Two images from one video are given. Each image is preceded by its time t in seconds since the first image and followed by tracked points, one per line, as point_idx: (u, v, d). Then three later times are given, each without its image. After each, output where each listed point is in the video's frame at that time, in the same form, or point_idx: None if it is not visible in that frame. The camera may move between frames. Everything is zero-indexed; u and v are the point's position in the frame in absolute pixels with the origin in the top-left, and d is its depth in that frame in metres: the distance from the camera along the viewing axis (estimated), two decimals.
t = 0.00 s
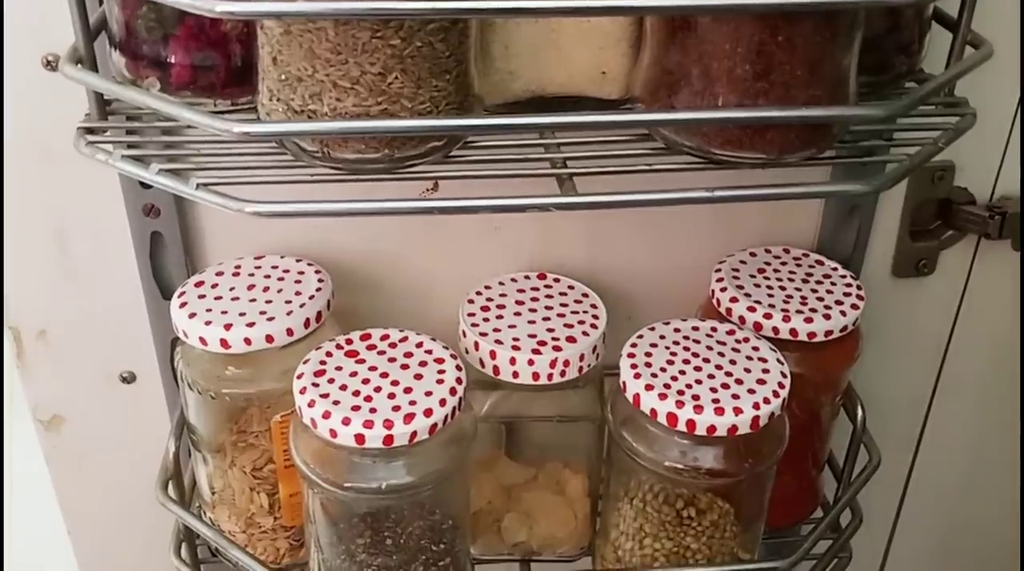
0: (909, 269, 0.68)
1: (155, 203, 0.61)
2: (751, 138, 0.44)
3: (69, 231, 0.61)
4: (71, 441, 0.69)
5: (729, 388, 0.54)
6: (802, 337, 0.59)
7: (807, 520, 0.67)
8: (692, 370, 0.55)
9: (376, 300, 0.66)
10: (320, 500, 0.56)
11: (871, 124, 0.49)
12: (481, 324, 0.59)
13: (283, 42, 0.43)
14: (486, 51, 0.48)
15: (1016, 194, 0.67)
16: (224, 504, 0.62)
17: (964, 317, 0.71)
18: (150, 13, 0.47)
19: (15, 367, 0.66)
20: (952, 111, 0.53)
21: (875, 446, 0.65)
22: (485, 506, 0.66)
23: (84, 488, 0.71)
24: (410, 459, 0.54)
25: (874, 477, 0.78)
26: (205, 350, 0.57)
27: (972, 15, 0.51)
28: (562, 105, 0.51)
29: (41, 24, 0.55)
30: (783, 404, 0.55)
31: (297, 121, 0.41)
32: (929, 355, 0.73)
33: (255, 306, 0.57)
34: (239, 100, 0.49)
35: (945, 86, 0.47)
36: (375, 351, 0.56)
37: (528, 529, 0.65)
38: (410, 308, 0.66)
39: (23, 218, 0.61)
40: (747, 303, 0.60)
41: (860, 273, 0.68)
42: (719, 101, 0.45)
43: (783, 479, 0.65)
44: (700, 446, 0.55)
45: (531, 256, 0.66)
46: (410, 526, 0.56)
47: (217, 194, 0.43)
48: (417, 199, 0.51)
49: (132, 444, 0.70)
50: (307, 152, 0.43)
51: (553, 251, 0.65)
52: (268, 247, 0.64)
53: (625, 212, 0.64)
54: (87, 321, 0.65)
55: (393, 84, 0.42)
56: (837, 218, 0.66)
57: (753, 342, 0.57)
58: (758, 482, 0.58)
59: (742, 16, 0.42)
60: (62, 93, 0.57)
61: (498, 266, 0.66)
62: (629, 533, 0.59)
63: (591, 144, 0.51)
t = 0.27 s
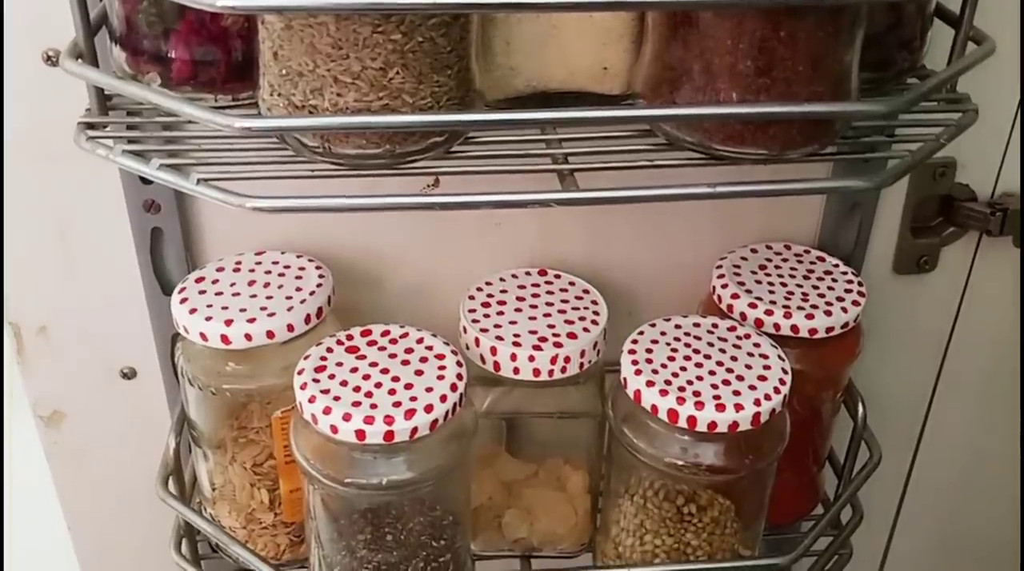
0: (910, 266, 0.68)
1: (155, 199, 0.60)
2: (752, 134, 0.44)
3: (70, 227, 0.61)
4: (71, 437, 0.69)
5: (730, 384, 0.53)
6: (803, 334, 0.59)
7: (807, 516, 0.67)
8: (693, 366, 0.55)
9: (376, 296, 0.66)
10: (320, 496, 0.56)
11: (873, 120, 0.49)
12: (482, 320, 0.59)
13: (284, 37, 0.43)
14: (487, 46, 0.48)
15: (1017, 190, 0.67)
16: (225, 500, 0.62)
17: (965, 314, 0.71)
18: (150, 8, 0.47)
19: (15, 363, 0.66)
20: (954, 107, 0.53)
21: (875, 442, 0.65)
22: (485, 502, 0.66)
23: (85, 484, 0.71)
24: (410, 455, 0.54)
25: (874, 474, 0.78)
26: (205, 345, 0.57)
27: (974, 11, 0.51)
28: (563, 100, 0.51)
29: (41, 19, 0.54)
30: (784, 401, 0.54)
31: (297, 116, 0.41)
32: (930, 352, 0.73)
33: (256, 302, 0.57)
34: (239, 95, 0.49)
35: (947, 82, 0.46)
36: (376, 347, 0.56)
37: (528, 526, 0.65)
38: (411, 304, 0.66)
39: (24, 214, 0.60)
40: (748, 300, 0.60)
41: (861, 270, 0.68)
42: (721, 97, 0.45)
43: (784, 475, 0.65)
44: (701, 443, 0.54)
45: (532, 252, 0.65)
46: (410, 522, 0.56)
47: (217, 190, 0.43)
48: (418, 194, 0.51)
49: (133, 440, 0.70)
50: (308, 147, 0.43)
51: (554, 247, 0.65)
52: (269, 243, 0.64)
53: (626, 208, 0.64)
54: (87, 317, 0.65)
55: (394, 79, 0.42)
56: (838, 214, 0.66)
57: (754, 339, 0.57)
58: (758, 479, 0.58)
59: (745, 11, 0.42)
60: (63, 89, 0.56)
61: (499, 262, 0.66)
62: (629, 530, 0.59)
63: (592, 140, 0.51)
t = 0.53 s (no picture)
0: (911, 264, 0.68)
1: (155, 196, 0.60)
2: (753, 131, 0.44)
3: (70, 224, 0.61)
4: (72, 434, 0.69)
5: (730, 381, 0.53)
6: (803, 331, 0.59)
7: (807, 514, 0.67)
8: (693, 363, 0.55)
9: (377, 293, 0.66)
10: (320, 493, 0.56)
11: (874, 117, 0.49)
12: (482, 317, 0.59)
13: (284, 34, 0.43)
14: (488, 43, 0.48)
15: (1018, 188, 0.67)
16: (225, 497, 0.62)
17: (965, 312, 0.71)
18: (150, 5, 0.47)
19: (15, 360, 0.66)
20: (956, 104, 0.53)
21: (875, 440, 0.65)
22: (485, 499, 0.66)
23: (85, 481, 0.71)
24: (410, 452, 0.54)
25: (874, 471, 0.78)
26: (205, 342, 0.57)
27: (975, 8, 0.51)
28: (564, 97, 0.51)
29: (41, 15, 0.54)
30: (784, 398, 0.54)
31: (298, 113, 0.41)
32: (930, 349, 0.73)
33: (256, 299, 0.57)
34: (240, 92, 0.49)
35: (948, 79, 0.46)
36: (376, 344, 0.56)
37: (528, 523, 0.65)
38: (411, 301, 0.66)
39: (24, 211, 0.60)
40: (749, 297, 0.60)
41: (861, 267, 0.68)
42: (722, 94, 0.45)
43: (784, 473, 0.65)
44: (701, 440, 0.54)
45: (533, 249, 0.65)
46: (410, 520, 0.56)
47: (217, 186, 0.43)
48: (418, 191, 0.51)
49: (133, 436, 0.70)
50: (309, 144, 0.43)
51: (554, 244, 0.65)
52: (269, 239, 0.64)
53: (627, 206, 0.64)
54: (87, 314, 0.65)
55: (395, 75, 0.42)
56: (838, 211, 0.66)
57: (754, 336, 0.57)
58: (758, 476, 0.58)
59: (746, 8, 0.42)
60: (63, 85, 0.56)
61: (499, 259, 0.66)
62: (629, 527, 0.59)
63: (592, 137, 0.51)
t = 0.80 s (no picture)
0: (912, 260, 0.68)
1: (155, 191, 0.60)
2: (755, 126, 0.44)
3: (70, 219, 0.61)
4: (72, 429, 0.69)
5: (731, 377, 0.53)
6: (804, 327, 0.59)
7: (807, 510, 0.67)
8: (694, 359, 0.55)
9: (377, 289, 0.66)
10: (320, 489, 0.56)
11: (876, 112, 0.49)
12: (483, 313, 0.59)
13: (285, 28, 0.42)
14: (489, 38, 0.48)
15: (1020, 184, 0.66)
16: (225, 492, 0.62)
17: (966, 308, 0.71)
18: None
19: (15, 355, 0.66)
20: (958, 100, 0.52)
21: (876, 436, 0.65)
22: (486, 495, 0.66)
23: (85, 476, 0.71)
24: (411, 447, 0.54)
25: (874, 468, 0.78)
26: (206, 337, 0.57)
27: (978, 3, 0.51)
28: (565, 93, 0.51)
29: (41, 9, 0.54)
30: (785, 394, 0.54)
31: (299, 108, 0.41)
32: (931, 346, 0.72)
33: (257, 294, 0.57)
34: (240, 87, 0.49)
35: (950, 74, 0.46)
36: (377, 339, 0.56)
37: (529, 519, 0.65)
38: (411, 297, 0.66)
39: (24, 206, 0.60)
40: (749, 293, 0.60)
41: (862, 263, 0.68)
42: (723, 89, 0.45)
43: (784, 469, 0.65)
44: (701, 436, 0.54)
45: (533, 244, 0.65)
46: (410, 515, 0.56)
47: (218, 181, 0.43)
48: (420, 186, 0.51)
49: (133, 432, 0.70)
50: (309, 139, 0.43)
51: (555, 240, 0.65)
52: (269, 235, 0.64)
53: (628, 201, 0.64)
54: (87, 309, 0.65)
55: (396, 70, 0.42)
56: (840, 207, 0.66)
57: (755, 332, 0.57)
58: (758, 472, 0.58)
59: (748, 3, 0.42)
60: (63, 80, 0.56)
61: (499, 254, 0.66)
62: (629, 522, 0.59)
63: (593, 132, 0.51)
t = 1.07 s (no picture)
0: (912, 256, 0.68)
1: (156, 185, 0.60)
2: (756, 123, 0.44)
3: (71, 213, 0.61)
4: (73, 424, 0.69)
5: (731, 373, 0.53)
6: (804, 323, 0.59)
7: (807, 505, 0.67)
8: (694, 355, 0.55)
9: (378, 284, 0.66)
10: (321, 484, 0.56)
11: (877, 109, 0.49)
12: (484, 309, 0.59)
13: (286, 23, 0.42)
14: (490, 33, 0.48)
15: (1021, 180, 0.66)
16: (226, 487, 0.62)
17: (967, 304, 0.71)
18: None
19: (16, 349, 0.66)
20: (959, 96, 0.52)
21: (876, 432, 0.65)
22: (486, 490, 0.66)
23: (86, 470, 0.71)
24: (411, 443, 0.54)
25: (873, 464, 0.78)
26: (206, 332, 0.57)
27: None
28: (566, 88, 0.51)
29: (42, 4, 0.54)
30: (785, 390, 0.54)
31: (300, 103, 0.41)
32: (931, 342, 0.72)
33: (258, 289, 0.57)
34: (241, 81, 0.49)
35: (952, 70, 0.46)
36: (377, 335, 0.56)
37: (529, 514, 0.65)
38: (412, 293, 0.66)
39: (25, 200, 0.60)
40: (750, 289, 0.60)
41: (863, 259, 0.68)
42: (725, 85, 0.45)
43: (784, 464, 0.65)
44: (702, 432, 0.54)
45: (534, 240, 0.65)
46: (411, 510, 0.56)
47: (219, 176, 0.43)
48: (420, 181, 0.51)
49: (133, 427, 0.70)
50: (310, 134, 0.43)
51: (556, 236, 0.65)
52: (270, 230, 0.64)
53: (628, 196, 0.64)
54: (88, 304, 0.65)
55: (397, 65, 0.42)
56: (841, 203, 0.66)
57: (755, 328, 0.57)
58: (758, 467, 0.58)
59: None
60: (63, 75, 0.56)
61: (500, 250, 0.66)
62: (630, 518, 0.59)
63: (594, 128, 0.51)
